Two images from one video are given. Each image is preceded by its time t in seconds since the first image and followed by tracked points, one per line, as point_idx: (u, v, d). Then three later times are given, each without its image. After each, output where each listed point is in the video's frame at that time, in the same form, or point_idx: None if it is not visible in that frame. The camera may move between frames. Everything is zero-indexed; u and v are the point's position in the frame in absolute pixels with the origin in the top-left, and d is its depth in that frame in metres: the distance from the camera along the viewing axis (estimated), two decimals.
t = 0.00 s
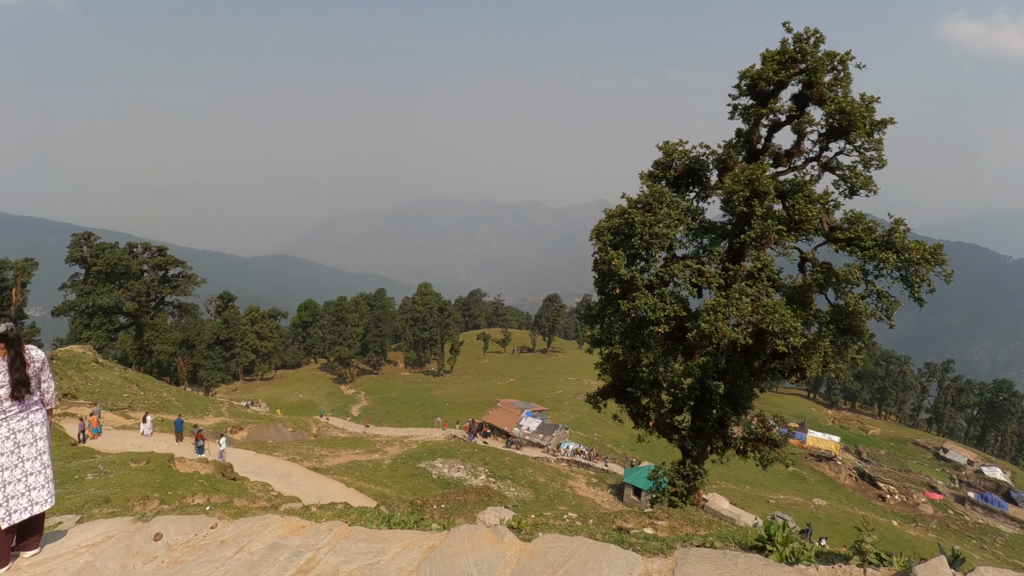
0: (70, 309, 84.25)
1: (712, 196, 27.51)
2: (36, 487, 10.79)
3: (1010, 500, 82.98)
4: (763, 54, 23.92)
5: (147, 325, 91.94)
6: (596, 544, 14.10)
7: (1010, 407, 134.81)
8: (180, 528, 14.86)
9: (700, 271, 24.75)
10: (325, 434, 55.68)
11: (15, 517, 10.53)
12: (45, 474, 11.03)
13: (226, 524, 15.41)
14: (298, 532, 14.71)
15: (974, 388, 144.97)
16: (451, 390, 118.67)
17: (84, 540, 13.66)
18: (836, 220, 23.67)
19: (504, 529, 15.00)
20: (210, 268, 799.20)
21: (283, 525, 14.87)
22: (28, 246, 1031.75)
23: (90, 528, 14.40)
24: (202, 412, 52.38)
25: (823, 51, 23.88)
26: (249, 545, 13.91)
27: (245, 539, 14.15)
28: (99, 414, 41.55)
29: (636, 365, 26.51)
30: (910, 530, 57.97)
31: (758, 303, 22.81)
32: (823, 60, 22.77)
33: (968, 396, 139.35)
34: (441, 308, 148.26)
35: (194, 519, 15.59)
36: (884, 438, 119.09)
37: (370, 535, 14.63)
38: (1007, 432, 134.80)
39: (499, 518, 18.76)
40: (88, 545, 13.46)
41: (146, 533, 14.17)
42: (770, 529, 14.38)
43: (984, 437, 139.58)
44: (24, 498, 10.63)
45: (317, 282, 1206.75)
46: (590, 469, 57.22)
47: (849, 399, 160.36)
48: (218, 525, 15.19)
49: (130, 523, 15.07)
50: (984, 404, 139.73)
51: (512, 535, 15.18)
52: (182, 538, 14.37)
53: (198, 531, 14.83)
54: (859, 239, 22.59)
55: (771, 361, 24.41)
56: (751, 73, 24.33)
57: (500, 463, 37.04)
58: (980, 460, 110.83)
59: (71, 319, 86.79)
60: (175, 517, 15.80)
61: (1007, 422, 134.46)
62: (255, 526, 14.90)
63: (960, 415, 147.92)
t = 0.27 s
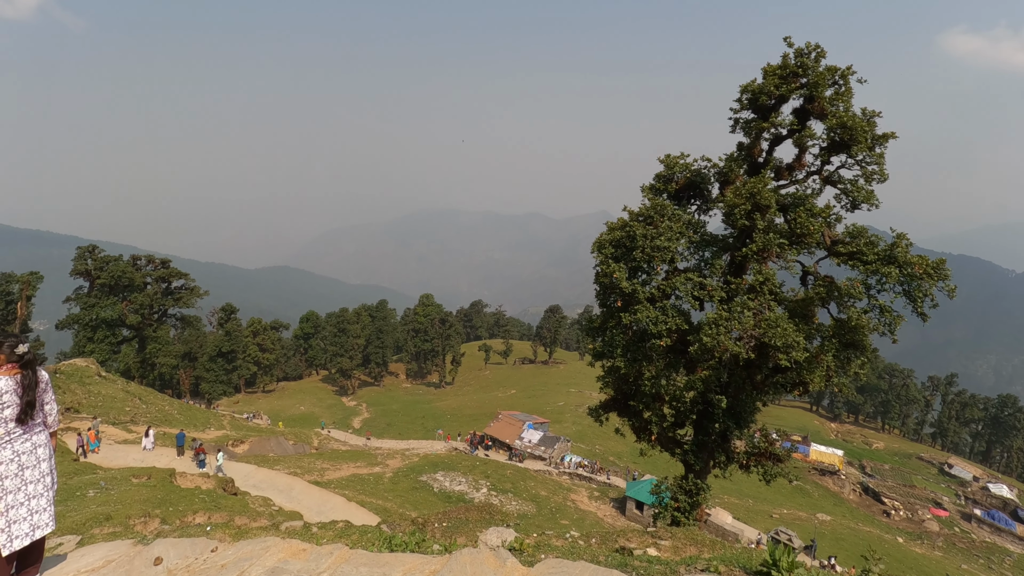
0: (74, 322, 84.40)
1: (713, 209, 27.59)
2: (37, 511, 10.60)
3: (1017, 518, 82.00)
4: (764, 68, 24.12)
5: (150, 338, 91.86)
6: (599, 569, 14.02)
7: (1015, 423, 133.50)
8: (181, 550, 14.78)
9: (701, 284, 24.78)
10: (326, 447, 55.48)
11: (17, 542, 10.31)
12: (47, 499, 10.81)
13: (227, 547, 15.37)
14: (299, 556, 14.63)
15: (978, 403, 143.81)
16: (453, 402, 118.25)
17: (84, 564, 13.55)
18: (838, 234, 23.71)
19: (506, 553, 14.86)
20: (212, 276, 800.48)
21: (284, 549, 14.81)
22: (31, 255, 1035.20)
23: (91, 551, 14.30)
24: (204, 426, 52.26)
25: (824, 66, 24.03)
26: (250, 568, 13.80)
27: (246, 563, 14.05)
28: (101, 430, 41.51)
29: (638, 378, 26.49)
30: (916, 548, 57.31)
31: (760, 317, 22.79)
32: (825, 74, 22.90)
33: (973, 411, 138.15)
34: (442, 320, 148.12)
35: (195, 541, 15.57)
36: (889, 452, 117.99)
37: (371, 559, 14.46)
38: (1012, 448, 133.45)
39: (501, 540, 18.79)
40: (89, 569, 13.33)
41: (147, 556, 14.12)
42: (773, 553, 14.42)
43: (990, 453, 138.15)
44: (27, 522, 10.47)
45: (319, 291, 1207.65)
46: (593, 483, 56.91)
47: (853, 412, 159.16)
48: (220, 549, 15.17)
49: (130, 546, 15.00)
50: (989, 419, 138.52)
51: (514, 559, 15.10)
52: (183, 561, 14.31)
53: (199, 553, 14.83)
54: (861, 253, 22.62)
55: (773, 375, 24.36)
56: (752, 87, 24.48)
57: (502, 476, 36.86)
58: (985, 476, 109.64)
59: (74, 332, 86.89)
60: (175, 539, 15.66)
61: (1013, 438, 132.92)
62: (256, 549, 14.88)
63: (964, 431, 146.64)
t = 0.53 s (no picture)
0: (76, 326, 84.08)
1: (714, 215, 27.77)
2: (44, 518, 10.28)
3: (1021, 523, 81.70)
4: (765, 75, 24.40)
5: (151, 342, 91.29)
6: None
7: (1018, 427, 133.25)
8: (182, 560, 14.66)
9: (703, 290, 24.87)
10: (327, 452, 55.18)
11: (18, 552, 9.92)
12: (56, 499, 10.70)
13: (228, 558, 15.30)
14: (301, 566, 14.52)
15: (981, 407, 143.46)
16: (454, 407, 117.77)
17: (87, 571, 13.38)
18: (839, 240, 23.88)
19: (509, 567, 14.77)
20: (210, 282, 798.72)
21: (286, 560, 14.71)
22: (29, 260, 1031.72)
23: (94, 559, 14.13)
24: (205, 430, 51.97)
25: (825, 72, 24.30)
26: None
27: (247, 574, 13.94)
28: (103, 434, 41.25)
29: (640, 385, 26.51)
30: (920, 554, 57.02)
31: (761, 324, 22.87)
32: (825, 81, 23.17)
33: (975, 415, 137.90)
34: (443, 325, 147.79)
35: (197, 550, 15.46)
36: (892, 457, 117.64)
37: (373, 570, 14.34)
38: (1015, 452, 133.15)
39: (503, 551, 18.79)
40: None
41: (148, 565, 14.00)
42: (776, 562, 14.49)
43: (993, 457, 137.81)
44: (34, 529, 10.14)
45: (317, 297, 1205.63)
46: (594, 489, 56.68)
47: (855, 417, 158.83)
48: (221, 559, 15.08)
49: (132, 554, 14.88)
50: (992, 424, 138.25)
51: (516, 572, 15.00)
52: (184, 571, 14.21)
53: (201, 564, 14.74)
54: (863, 259, 22.77)
55: (775, 381, 24.41)
56: (753, 93, 24.73)
57: (503, 482, 36.71)
58: (989, 481, 109.28)
59: (76, 336, 86.58)
60: (177, 549, 15.51)
61: (1017, 442, 132.45)
62: (257, 560, 14.79)
63: (968, 435, 146.34)
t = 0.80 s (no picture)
0: (81, 323, 83.86)
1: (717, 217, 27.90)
2: (50, 517, 9.79)
3: None
4: (769, 76, 24.59)
5: (156, 340, 90.76)
6: None
7: None
8: (185, 562, 14.55)
9: (706, 292, 24.93)
10: (331, 452, 54.91)
11: (23, 553, 9.46)
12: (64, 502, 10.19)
13: (231, 562, 15.18)
14: (304, 570, 14.40)
15: (988, 404, 142.80)
16: (456, 408, 117.35)
17: (94, 568, 13.12)
18: (843, 240, 23.99)
19: None
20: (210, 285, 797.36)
21: (288, 564, 14.60)
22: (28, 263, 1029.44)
23: (100, 556, 13.91)
24: (209, 429, 51.72)
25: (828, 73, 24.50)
26: None
27: None
28: (108, 430, 41.04)
29: (643, 387, 26.54)
30: (928, 551, 56.75)
31: (765, 325, 22.93)
32: (829, 81, 23.38)
33: (982, 412, 137.52)
34: (446, 326, 147.38)
35: (200, 553, 15.27)
36: (898, 456, 117.19)
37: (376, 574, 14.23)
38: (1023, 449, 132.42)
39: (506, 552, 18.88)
40: None
41: (152, 566, 13.88)
42: (780, 566, 14.52)
43: (1001, 455, 137.07)
44: (40, 529, 9.64)
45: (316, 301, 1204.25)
46: (597, 490, 56.44)
47: (860, 416, 158.32)
48: (223, 563, 15.02)
49: (135, 553, 14.79)
50: (999, 421, 137.49)
51: None
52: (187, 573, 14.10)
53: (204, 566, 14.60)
54: (867, 259, 22.90)
55: (779, 382, 24.44)
56: (757, 94, 24.96)
57: (507, 483, 36.57)
58: (997, 477, 108.85)
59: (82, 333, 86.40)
60: (181, 550, 15.32)
61: None
62: (259, 564, 14.70)
63: (975, 432, 145.80)
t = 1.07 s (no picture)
0: (77, 341, 83.52)
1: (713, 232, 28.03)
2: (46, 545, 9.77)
3: None
4: (764, 93, 24.86)
5: (152, 357, 90.64)
6: None
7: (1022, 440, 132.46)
8: None
9: (703, 307, 24.99)
10: (327, 469, 54.52)
11: None
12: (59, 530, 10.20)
13: None
14: None
15: (985, 421, 142.65)
16: (454, 423, 116.78)
17: None
18: (839, 256, 24.12)
19: None
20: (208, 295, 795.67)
21: None
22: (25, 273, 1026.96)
23: None
24: (205, 447, 51.35)
25: (823, 90, 24.77)
26: None
27: None
28: (102, 451, 40.73)
29: (641, 402, 26.48)
30: (926, 571, 56.52)
31: (762, 341, 22.96)
32: (823, 98, 23.65)
33: (979, 429, 137.51)
34: (443, 339, 147.16)
35: None
36: (896, 472, 116.77)
37: None
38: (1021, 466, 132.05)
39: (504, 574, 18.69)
40: None
41: None
42: None
43: (999, 472, 136.68)
44: (35, 558, 9.60)
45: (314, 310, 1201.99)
46: (595, 506, 56.07)
47: (858, 431, 157.96)
48: None
49: None
50: (996, 438, 137.17)
51: None
52: None
53: None
54: (862, 275, 23.02)
55: (776, 398, 24.44)
56: (752, 111, 25.19)
57: (504, 499, 36.37)
58: (996, 496, 108.44)
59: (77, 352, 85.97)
60: None
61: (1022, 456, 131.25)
62: None
63: (972, 449, 145.60)
